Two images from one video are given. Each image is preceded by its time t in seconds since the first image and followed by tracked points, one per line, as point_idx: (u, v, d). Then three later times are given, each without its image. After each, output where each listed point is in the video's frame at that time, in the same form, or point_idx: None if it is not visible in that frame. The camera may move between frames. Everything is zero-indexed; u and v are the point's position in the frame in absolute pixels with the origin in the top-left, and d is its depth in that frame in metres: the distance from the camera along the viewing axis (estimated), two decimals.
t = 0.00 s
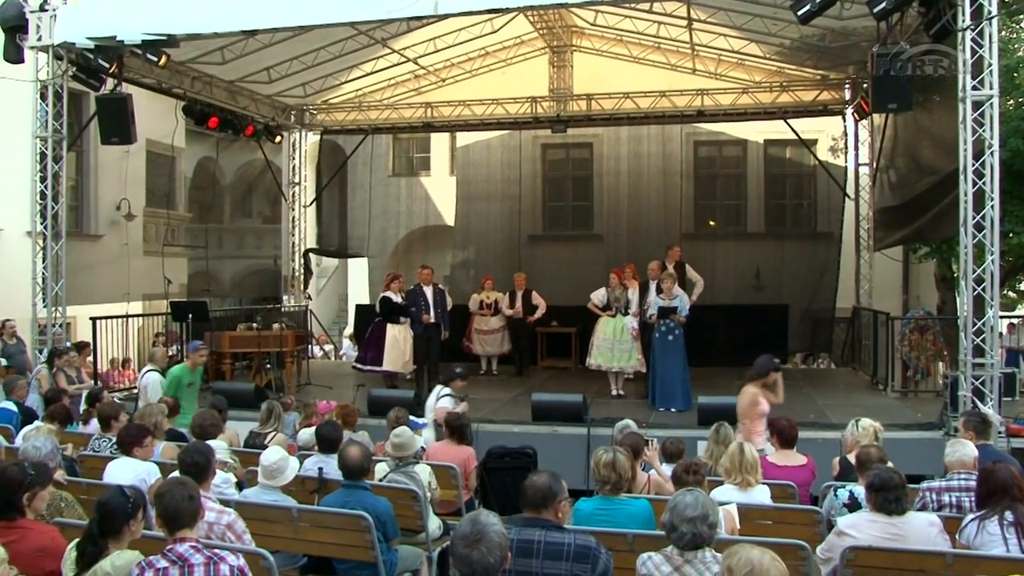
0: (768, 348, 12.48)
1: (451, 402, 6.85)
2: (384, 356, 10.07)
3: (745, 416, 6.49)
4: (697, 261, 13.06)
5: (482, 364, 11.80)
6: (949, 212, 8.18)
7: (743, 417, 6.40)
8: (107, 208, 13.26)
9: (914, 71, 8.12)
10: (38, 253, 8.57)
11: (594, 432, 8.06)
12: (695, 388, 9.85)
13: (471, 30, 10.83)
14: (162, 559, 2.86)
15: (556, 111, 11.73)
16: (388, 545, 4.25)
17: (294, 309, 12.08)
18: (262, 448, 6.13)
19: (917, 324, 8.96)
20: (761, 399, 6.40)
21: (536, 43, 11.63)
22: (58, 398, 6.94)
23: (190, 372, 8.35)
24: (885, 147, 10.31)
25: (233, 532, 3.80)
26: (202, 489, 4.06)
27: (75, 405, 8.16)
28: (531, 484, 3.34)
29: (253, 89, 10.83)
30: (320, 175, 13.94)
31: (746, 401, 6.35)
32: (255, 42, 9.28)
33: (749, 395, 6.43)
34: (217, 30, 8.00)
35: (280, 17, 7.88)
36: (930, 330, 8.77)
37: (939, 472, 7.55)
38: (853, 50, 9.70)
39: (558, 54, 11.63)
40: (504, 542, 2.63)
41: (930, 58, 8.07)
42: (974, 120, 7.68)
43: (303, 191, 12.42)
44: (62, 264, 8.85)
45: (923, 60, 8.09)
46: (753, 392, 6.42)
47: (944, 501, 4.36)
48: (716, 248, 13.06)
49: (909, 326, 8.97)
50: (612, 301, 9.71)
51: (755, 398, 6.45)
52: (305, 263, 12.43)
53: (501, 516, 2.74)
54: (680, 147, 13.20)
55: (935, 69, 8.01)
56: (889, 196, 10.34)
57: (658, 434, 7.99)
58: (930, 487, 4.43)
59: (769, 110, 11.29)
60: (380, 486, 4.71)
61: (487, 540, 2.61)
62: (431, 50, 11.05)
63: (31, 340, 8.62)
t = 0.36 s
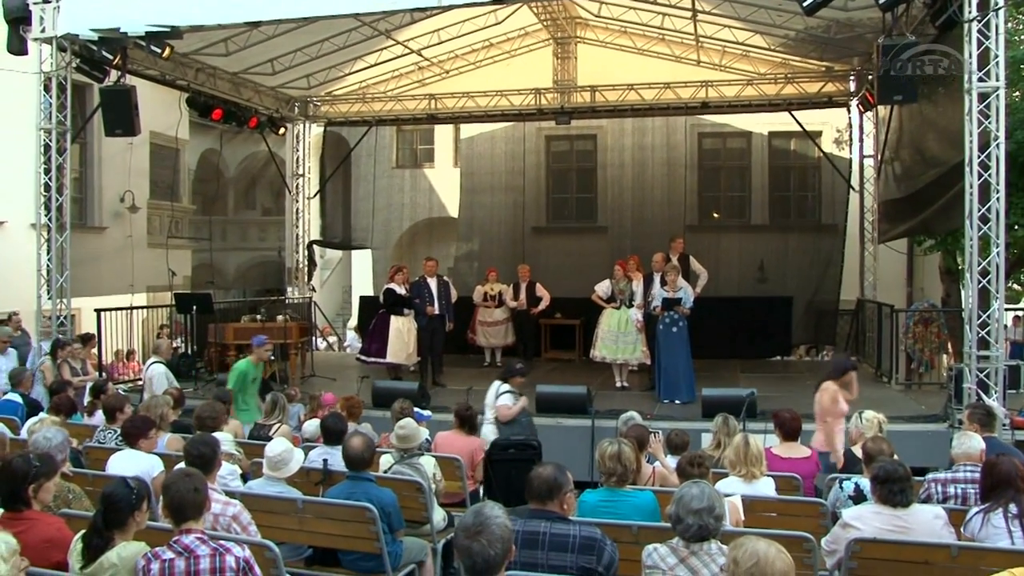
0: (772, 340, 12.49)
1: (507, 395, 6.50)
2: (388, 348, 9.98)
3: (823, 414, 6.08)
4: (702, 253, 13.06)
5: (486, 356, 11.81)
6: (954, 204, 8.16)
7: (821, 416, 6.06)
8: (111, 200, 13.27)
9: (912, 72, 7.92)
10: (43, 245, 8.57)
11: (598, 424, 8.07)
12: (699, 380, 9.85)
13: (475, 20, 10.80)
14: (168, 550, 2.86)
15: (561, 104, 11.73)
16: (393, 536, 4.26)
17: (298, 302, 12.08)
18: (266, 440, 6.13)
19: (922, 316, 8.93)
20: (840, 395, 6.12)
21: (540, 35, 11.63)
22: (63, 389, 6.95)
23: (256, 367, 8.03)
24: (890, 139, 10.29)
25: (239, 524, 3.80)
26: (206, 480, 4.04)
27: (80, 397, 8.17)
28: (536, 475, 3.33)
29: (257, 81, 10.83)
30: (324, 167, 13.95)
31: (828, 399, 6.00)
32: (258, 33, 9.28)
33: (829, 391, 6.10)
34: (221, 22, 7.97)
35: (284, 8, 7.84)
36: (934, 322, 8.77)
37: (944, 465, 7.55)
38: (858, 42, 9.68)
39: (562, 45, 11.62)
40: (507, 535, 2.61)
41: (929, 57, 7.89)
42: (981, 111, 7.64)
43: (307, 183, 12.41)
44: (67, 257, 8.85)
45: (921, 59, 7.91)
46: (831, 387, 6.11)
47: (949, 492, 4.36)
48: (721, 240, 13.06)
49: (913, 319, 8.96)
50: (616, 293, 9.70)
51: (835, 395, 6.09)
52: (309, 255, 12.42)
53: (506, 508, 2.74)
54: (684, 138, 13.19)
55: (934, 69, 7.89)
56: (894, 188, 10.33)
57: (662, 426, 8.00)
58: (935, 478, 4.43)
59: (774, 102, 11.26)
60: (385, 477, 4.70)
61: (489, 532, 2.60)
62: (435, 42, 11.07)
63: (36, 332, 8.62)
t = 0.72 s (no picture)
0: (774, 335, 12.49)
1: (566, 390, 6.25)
2: (390, 342, 9.99)
3: (899, 412, 5.87)
4: (704, 248, 13.06)
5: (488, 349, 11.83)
6: (957, 198, 8.15)
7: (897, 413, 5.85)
8: (113, 194, 13.27)
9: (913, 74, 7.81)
10: (45, 240, 8.59)
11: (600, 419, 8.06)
12: (701, 374, 9.86)
13: (477, 15, 11.03)
14: (171, 544, 2.86)
15: (562, 97, 11.68)
16: (396, 531, 4.26)
17: (299, 296, 12.08)
18: (270, 434, 6.14)
19: (924, 310, 8.94)
20: (916, 391, 5.89)
21: (544, 29, 11.71)
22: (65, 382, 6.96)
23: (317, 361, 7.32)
24: (893, 134, 10.29)
25: (242, 518, 3.81)
26: (209, 474, 4.04)
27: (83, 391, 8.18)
28: (539, 470, 3.33)
29: (259, 75, 10.83)
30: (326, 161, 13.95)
31: (903, 395, 5.77)
32: (261, 27, 9.30)
33: (904, 388, 5.87)
34: (223, 16, 7.96)
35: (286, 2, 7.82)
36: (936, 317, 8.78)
37: (946, 459, 7.55)
38: (860, 36, 9.67)
39: (564, 39, 11.67)
40: (508, 531, 2.60)
41: (928, 58, 7.79)
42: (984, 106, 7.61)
43: (309, 177, 12.40)
44: (69, 251, 8.86)
45: (921, 59, 7.79)
46: (907, 383, 5.88)
47: (951, 486, 4.36)
48: (723, 235, 13.07)
49: (915, 313, 8.96)
50: (619, 287, 9.70)
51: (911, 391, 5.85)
52: (311, 250, 12.41)
53: (509, 504, 2.73)
54: (686, 133, 13.19)
55: (933, 69, 7.82)
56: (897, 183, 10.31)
57: (665, 420, 8.00)
58: (938, 472, 4.44)
59: (776, 97, 11.24)
60: (388, 472, 4.71)
61: (491, 529, 2.59)
62: (437, 36, 11.14)
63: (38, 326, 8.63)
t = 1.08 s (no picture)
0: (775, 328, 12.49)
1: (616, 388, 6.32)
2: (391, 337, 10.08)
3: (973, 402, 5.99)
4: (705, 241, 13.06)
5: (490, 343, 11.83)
6: (958, 192, 8.15)
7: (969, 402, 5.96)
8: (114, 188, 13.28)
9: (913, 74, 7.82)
10: (47, 234, 8.60)
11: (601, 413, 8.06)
12: (702, 368, 9.87)
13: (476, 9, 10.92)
14: (175, 539, 2.87)
15: (564, 91, 11.71)
16: (398, 524, 4.27)
17: (301, 289, 12.07)
18: (271, 428, 6.13)
19: (925, 304, 8.94)
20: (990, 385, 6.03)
21: (545, 22, 11.66)
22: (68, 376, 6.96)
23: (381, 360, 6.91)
24: (894, 128, 10.29)
25: (244, 512, 3.81)
26: (211, 468, 4.04)
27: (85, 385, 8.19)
28: (541, 464, 3.32)
29: (260, 69, 10.84)
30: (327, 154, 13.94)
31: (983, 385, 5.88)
32: (261, 21, 9.31)
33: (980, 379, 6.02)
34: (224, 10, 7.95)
35: None
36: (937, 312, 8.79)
37: (947, 454, 7.55)
38: (862, 30, 9.66)
39: (565, 33, 11.67)
40: (509, 525, 2.61)
41: (929, 57, 7.82)
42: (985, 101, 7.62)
43: (310, 171, 12.37)
44: (71, 245, 8.87)
45: (921, 59, 7.83)
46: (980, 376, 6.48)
47: (953, 481, 4.37)
48: (725, 228, 13.08)
49: (916, 307, 8.97)
50: (621, 282, 9.72)
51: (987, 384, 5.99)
52: (312, 243, 12.40)
53: (511, 498, 2.72)
54: (688, 127, 13.19)
55: (933, 69, 7.83)
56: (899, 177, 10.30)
57: (667, 414, 8.01)
58: (941, 465, 4.44)
59: (778, 91, 11.26)
60: (389, 465, 4.70)
61: (492, 524, 2.59)
62: (439, 30, 11.17)
63: (40, 320, 8.64)
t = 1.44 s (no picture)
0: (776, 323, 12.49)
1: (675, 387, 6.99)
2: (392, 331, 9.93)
3: None
4: (706, 236, 13.05)
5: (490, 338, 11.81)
6: (960, 187, 8.14)
7: None
8: (114, 183, 13.26)
9: (913, 72, 7.81)
10: (47, 229, 8.61)
11: (602, 408, 8.04)
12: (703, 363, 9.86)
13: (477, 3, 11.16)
14: (176, 534, 2.88)
15: (564, 86, 11.65)
16: (399, 519, 4.26)
17: (302, 284, 12.05)
18: (273, 423, 6.12)
19: (926, 300, 8.93)
20: None
21: (546, 18, 11.81)
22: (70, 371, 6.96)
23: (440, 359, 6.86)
24: (896, 123, 10.28)
25: (246, 507, 3.81)
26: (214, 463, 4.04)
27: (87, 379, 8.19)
28: (543, 459, 3.29)
29: (261, 64, 10.83)
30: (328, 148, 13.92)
31: None
32: (262, 16, 9.30)
33: None
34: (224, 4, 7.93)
35: None
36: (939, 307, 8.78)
37: (947, 449, 7.55)
38: (864, 25, 9.65)
39: (566, 27, 11.67)
40: (513, 520, 2.61)
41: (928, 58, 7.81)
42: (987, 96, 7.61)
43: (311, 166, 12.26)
44: (71, 240, 8.88)
45: (920, 60, 7.84)
46: None
47: (954, 475, 4.37)
48: (725, 223, 13.11)
49: (918, 303, 8.96)
50: (622, 276, 9.73)
51: None
52: (312, 238, 12.38)
53: (514, 493, 2.72)
54: (689, 122, 13.19)
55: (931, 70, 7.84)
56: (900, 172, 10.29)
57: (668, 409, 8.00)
58: (942, 459, 4.44)
59: (779, 86, 11.21)
60: (391, 460, 4.69)
61: (495, 518, 2.59)
62: (439, 24, 11.22)
63: (41, 315, 8.65)
